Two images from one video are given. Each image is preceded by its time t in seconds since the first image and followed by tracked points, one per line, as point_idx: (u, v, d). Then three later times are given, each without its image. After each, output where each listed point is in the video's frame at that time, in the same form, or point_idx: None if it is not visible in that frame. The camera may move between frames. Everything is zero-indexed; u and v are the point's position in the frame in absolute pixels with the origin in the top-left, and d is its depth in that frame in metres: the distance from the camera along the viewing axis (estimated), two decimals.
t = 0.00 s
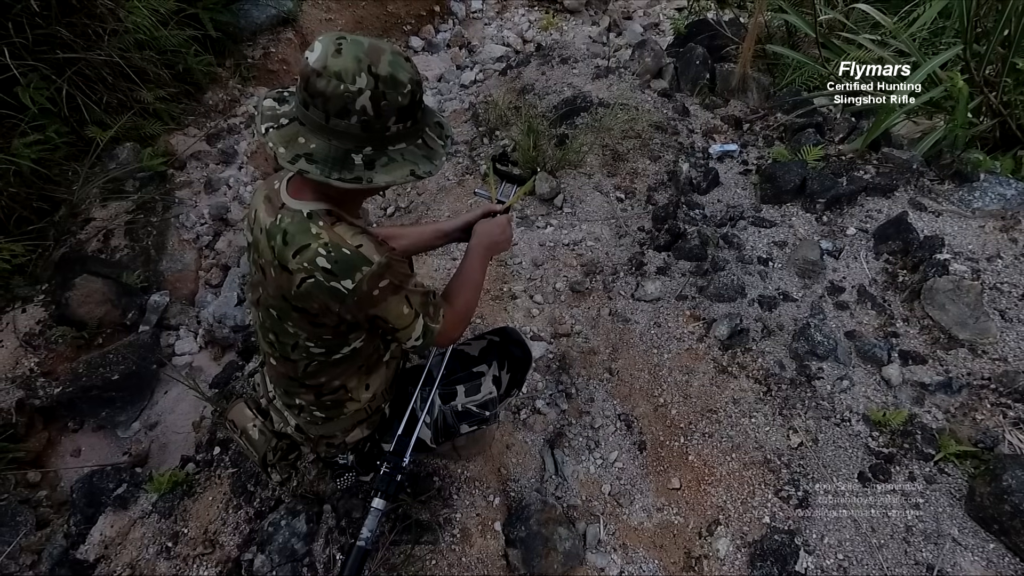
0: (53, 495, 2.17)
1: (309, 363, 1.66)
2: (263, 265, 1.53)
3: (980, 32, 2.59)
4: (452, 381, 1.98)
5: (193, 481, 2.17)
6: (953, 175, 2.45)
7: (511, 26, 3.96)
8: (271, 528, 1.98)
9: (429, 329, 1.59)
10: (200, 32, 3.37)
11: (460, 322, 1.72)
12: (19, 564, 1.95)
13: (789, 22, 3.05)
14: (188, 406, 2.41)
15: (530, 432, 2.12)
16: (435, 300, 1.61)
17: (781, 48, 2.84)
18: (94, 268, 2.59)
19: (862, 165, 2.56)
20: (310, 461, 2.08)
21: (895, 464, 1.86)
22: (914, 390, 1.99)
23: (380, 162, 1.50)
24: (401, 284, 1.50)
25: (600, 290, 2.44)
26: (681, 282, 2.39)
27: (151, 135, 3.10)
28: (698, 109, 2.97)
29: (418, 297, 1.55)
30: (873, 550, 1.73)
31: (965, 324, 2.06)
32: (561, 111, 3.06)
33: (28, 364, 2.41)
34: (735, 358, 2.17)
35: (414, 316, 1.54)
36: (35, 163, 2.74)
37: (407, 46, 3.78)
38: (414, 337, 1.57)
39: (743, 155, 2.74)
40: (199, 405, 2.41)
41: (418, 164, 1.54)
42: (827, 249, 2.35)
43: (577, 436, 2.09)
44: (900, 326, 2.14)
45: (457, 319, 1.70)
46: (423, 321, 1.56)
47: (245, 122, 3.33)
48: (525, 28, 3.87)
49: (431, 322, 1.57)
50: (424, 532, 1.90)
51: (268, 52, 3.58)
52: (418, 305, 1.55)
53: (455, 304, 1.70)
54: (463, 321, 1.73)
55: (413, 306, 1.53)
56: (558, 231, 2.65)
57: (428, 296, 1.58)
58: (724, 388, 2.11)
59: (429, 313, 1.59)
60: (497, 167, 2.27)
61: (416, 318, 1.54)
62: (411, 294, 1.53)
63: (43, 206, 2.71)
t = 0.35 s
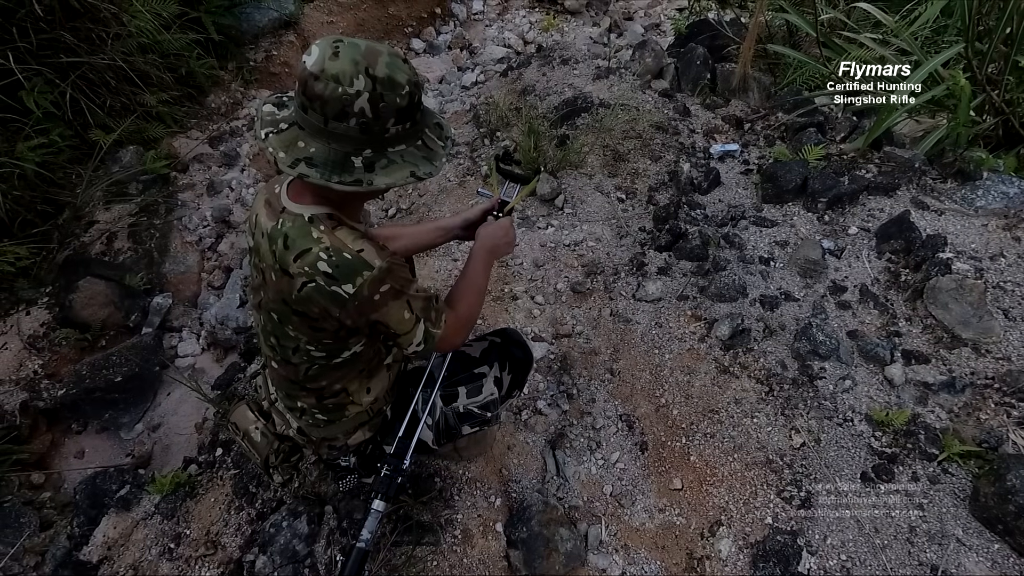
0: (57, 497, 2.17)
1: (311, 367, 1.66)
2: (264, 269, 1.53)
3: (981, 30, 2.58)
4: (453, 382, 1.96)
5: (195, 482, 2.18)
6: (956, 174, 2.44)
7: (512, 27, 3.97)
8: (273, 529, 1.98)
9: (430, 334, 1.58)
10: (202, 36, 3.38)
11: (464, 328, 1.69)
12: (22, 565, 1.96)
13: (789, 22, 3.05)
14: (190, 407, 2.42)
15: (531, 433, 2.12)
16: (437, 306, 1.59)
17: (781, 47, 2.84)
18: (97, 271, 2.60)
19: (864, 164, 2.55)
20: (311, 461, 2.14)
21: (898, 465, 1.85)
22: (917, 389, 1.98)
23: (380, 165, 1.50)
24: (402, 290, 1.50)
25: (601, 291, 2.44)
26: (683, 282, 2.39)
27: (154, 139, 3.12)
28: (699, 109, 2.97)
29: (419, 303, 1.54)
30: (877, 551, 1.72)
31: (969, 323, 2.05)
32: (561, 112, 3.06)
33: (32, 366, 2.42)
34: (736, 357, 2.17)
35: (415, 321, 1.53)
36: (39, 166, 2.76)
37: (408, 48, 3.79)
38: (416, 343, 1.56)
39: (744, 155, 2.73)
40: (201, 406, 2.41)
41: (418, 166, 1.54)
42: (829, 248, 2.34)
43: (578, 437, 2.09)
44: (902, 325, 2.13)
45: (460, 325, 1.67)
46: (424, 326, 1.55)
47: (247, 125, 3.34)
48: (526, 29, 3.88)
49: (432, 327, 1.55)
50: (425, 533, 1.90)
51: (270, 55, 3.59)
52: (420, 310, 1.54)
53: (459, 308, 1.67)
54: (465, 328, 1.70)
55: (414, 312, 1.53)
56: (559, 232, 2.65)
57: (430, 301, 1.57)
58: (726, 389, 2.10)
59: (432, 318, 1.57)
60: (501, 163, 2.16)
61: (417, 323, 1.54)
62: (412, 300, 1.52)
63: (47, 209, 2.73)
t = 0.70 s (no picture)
0: (63, 490, 2.18)
1: (316, 365, 1.66)
2: (273, 267, 1.53)
3: (994, 35, 2.55)
4: (458, 382, 1.97)
5: (200, 477, 2.17)
6: (968, 180, 2.41)
7: (520, 30, 3.97)
8: (277, 526, 1.97)
9: (437, 333, 1.58)
10: (213, 36, 3.40)
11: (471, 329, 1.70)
12: (29, 557, 1.96)
13: (799, 26, 3.03)
14: (196, 403, 2.42)
15: (535, 435, 2.10)
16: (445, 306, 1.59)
17: (791, 51, 2.82)
18: (106, 267, 2.62)
19: (873, 169, 2.53)
20: (315, 459, 2.13)
21: (907, 473, 1.82)
22: (926, 397, 1.95)
23: (391, 164, 1.50)
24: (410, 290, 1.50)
25: (606, 293, 2.42)
26: (688, 286, 2.37)
27: (164, 137, 3.13)
28: (707, 113, 2.95)
29: (427, 303, 1.54)
30: (884, 561, 1.68)
31: (980, 331, 2.02)
32: (568, 114, 3.05)
33: (42, 360, 2.44)
34: (743, 362, 2.14)
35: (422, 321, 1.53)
36: (51, 163, 2.78)
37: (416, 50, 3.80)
38: (422, 342, 1.56)
39: (753, 159, 2.71)
40: (207, 403, 2.42)
41: (429, 166, 1.54)
42: (838, 253, 2.32)
43: (582, 440, 2.07)
44: (912, 332, 2.10)
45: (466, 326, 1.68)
46: (431, 326, 1.55)
47: (256, 125, 3.36)
48: (534, 32, 3.88)
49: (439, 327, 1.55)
50: (427, 533, 1.89)
51: (279, 56, 3.61)
52: (427, 311, 1.54)
53: (466, 308, 1.68)
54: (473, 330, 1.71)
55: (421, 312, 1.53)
56: (564, 234, 2.64)
57: (438, 301, 1.57)
58: (731, 394, 2.08)
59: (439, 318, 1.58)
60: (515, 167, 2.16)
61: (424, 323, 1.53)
62: (419, 300, 1.52)
63: (58, 206, 2.75)
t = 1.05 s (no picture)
0: (69, 492, 2.18)
1: (327, 366, 1.66)
2: (285, 270, 1.54)
3: (1002, 35, 2.55)
4: (463, 385, 1.94)
5: (206, 479, 2.18)
6: (975, 180, 2.40)
7: (525, 31, 3.97)
8: (282, 528, 1.98)
9: (466, 312, 1.55)
10: (219, 38, 3.41)
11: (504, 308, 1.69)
12: (35, 559, 1.97)
13: (805, 27, 3.02)
14: (202, 405, 2.42)
15: (541, 437, 2.10)
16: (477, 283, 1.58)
17: (797, 52, 2.81)
18: (112, 269, 2.62)
19: (880, 170, 2.52)
20: (320, 461, 2.10)
21: (915, 475, 1.81)
22: (934, 399, 1.94)
23: (401, 166, 1.50)
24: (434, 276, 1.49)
25: (612, 294, 2.42)
26: (695, 287, 2.36)
27: (170, 139, 3.14)
28: (713, 113, 2.95)
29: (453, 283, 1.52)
30: (893, 563, 1.68)
31: (988, 332, 2.01)
32: (574, 116, 3.05)
33: (48, 361, 2.44)
34: (750, 364, 2.13)
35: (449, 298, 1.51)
36: (57, 165, 2.79)
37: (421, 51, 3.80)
38: (450, 323, 1.53)
39: (759, 160, 2.70)
40: (212, 404, 2.42)
41: (439, 167, 1.55)
42: (845, 254, 2.31)
43: (588, 441, 2.07)
44: (920, 334, 2.09)
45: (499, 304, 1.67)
46: (459, 306, 1.53)
47: (261, 126, 3.37)
48: (539, 33, 3.88)
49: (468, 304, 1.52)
50: (434, 535, 1.89)
51: (284, 58, 3.62)
52: (456, 289, 1.52)
53: (500, 286, 1.69)
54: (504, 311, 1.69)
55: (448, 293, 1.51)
56: (570, 235, 2.64)
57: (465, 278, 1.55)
58: (738, 395, 2.07)
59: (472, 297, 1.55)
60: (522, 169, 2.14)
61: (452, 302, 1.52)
62: (443, 282, 1.51)
63: (64, 207, 2.76)
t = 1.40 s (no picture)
0: (69, 497, 2.18)
1: (331, 371, 1.67)
2: (288, 275, 1.54)
3: (999, 40, 2.57)
4: (465, 387, 1.95)
5: (206, 484, 2.18)
6: (974, 183, 2.41)
7: (526, 35, 3.99)
8: (284, 533, 1.99)
9: (471, 320, 1.56)
10: (221, 42, 3.41)
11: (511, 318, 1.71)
12: (34, 565, 1.97)
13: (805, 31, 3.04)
14: (203, 409, 2.43)
15: (543, 439, 2.11)
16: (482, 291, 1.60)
17: (796, 55, 2.83)
18: (113, 273, 2.63)
19: (880, 173, 2.54)
20: (322, 465, 2.08)
21: (916, 477, 1.83)
22: (935, 401, 1.96)
23: (403, 170, 1.51)
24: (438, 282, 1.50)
25: (614, 297, 2.43)
26: (696, 290, 2.37)
27: (171, 142, 3.14)
28: (713, 117, 2.96)
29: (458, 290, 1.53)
30: (895, 565, 1.69)
31: (988, 334, 2.02)
32: (576, 119, 3.06)
33: (48, 366, 2.44)
34: (751, 366, 2.15)
35: (455, 304, 1.52)
36: (59, 168, 2.80)
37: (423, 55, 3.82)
38: (456, 331, 1.54)
39: (759, 163, 2.72)
40: (214, 408, 2.42)
41: (441, 170, 1.55)
42: (845, 257, 2.33)
43: (591, 444, 2.08)
44: (920, 336, 2.11)
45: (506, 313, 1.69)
46: (464, 314, 1.54)
47: (263, 130, 3.37)
48: (540, 37, 3.90)
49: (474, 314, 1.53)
50: (436, 539, 1.89)
51: (286, 61, 3.63)
52: (461, 297, 1.53)
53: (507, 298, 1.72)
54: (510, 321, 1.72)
55: (453, 299, 1.52)
56: (572, 238, 2.65)
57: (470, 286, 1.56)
58: (740, 398, 2.08)
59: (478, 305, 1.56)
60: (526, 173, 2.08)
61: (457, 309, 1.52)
62: (447, 288, 1.51)
63: (64, 211, 2.76)
